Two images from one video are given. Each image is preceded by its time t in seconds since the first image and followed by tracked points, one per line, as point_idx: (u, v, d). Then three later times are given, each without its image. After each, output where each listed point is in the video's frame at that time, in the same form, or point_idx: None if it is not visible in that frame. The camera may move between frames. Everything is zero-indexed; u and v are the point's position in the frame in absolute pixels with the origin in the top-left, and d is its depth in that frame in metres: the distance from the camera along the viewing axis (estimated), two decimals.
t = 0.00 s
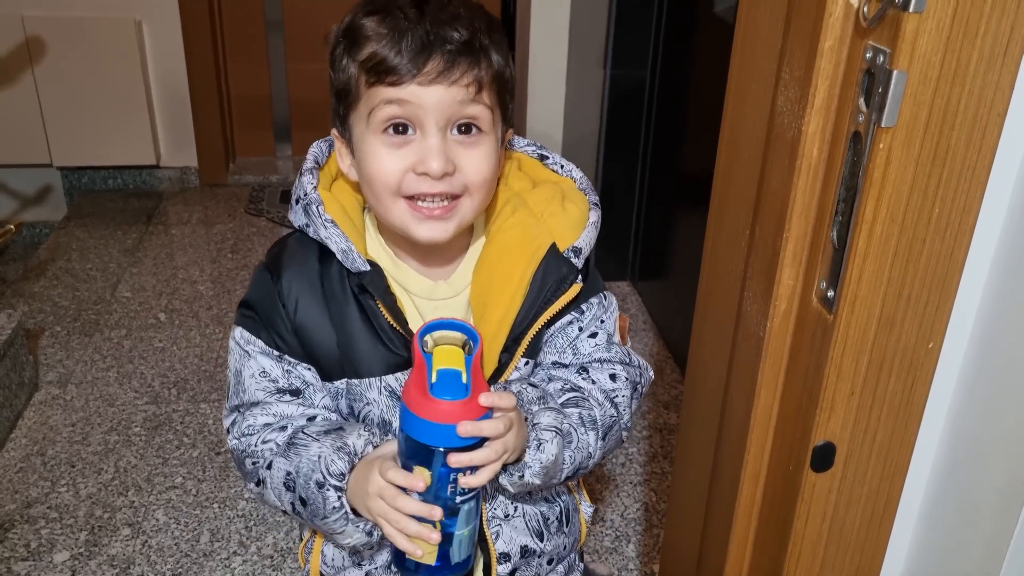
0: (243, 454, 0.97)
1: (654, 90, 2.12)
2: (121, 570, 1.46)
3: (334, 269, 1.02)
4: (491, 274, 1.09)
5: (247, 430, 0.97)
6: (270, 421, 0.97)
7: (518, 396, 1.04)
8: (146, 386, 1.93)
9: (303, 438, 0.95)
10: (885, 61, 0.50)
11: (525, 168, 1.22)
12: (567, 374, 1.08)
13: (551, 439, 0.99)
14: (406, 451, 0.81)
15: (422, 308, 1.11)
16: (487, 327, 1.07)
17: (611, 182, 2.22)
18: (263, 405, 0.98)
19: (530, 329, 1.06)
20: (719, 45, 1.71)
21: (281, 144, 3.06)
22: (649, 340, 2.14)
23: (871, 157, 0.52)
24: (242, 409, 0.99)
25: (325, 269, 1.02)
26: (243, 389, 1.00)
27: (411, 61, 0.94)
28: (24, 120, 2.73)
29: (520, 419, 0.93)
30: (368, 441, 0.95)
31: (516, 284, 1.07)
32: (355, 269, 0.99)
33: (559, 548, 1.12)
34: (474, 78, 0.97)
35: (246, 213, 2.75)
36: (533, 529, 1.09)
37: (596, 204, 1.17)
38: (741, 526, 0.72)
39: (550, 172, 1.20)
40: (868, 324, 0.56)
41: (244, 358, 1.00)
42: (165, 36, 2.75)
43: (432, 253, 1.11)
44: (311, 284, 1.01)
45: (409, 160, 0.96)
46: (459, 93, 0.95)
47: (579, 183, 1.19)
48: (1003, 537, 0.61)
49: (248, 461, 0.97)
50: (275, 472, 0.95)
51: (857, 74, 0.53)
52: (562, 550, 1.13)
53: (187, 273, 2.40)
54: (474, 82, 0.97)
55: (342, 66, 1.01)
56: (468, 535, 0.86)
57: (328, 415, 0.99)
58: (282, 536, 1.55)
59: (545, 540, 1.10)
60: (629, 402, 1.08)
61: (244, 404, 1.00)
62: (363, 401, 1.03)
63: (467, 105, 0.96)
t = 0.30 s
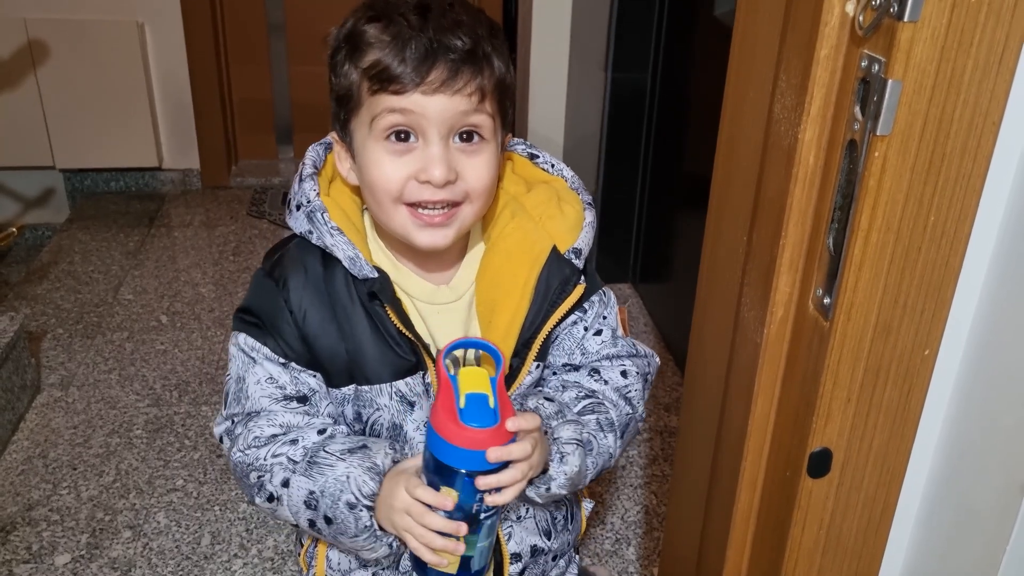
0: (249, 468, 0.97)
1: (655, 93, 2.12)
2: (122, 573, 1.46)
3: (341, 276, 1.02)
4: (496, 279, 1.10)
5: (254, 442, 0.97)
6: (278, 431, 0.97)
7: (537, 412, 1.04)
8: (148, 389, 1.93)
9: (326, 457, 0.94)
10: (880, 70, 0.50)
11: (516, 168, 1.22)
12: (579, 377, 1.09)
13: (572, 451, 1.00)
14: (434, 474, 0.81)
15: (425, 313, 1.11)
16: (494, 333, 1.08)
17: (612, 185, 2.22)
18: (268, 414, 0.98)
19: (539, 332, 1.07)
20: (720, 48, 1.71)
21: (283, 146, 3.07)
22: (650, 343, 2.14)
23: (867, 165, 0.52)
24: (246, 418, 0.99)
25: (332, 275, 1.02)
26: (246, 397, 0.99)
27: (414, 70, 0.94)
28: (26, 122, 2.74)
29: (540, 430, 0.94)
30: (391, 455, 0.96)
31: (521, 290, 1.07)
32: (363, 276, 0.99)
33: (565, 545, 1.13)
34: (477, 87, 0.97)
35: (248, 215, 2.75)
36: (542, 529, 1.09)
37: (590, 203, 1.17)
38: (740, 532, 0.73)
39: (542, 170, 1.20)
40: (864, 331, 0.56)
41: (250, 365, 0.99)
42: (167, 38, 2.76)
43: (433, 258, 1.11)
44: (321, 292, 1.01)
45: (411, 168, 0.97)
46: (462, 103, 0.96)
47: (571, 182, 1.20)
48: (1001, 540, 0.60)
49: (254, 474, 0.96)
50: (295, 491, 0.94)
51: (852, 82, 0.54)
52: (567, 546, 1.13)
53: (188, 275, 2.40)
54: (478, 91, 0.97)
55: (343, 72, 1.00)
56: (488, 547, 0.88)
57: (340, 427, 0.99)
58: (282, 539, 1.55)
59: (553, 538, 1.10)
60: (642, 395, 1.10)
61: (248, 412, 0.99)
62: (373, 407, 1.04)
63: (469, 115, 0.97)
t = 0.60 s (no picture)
0: (256, 473, 0.96)
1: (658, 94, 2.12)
2: (125, 572, 1.46)
3: (349, 278, 1.02)
4: (503, 283, 1.10)
5: (259, 447, 0.96)
6: (284, 435, 0.97)
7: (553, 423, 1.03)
8: (151, 389, 1.94)
9: (341, 469, 0.94)
10: (881, 69, 0.50)
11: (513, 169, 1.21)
12: (586, 382, 1.09)
13: (588, 460, 1.01)
14: (453, 488, 0.83)
15: (430, 314, 1.09)
16: (503, 338, 1.08)
17: (615, 186, 2.22)
18: (275, 418, 0.97)
19: (548, 336, 1.07)
20: (723, 49, 1.71)
21: (286, 147, 3.07)
22: (653, 343, 2.13)
23: (868, 164, 0.52)
24: (251, 420, 0.98)
25: (339, 276, 1.02)
26: (251, 400, 0.98)
27: (432, 73, 0.94)
28: (31, 123, 2.75)
29: (554, 440, 0.96)
30: (405, 467, 0.96)
31: (529, 294, 1.07)
32: (373, 277, 1.00)
33: (568, 540, 1.13)
34: (494, 92, 0.97)
35: (252, 216, 2.76)
36: (547, 528, 1.09)
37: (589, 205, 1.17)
38: (740, 532, 0.73)
39: (538, 172, 1.20)
40: (865, 331, 0.56)
41: (255, 365, 0.99)
42: (171, 40, 2.77)
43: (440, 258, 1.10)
44: (329, 296, 1.01)
45: (424, 171, 0.97)
46: (478, 109, 0.96)
47: (569, 183, 1.19)
48: (1002, 540, 0.60)
49: (259, 480, 0.96)
50: (307, 501, 0.94)
51: (853, 81, 0.53)
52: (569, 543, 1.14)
53: (192, 276, 2.40)
54: (494, 97, 0.97)
55: (358, 71, 0.99)
56: (500, 558, 0.91)
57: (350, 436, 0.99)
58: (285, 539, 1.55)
59: (557, 536, 1.10)
60: (646, 394, 1.11)
61: (253, 413, 0.98)
62: (380, 408, 1.04)
63: (484, 121, 0.97)
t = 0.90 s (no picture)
0: (257, 472, 0.96)
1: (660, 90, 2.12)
2: (125, 568, 1.46)
3: (350, 275, 1.02)
4: (506, 279, 1.10)
5: (261, 445, 0.96)
6: (285, 433, 0.97)
7: (555, 421, 1.03)
8: (152, 385, 1.94)
9: (343, 468, 0.94)
10: (881, 58, 0.50)
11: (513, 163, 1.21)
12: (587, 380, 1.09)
13: (590, 459, 1.01)
14: (454, 487, 0.83)
15: (433, 309, 1.09)
16: (506, 334, 1.07)
17: (617, 182, 2.22)
18: (275, 416, 0.97)
19: (551, 334, 1.07)
20: (724, 44, 1.70)
21: (288, 144, 3.07)
22: (655, 340, 2.13)
23: (868, 153, 0.52)
24: (252, 418, 0.98)
25: (340, 272, 1.02)
26: (252, 398, 0.98)
27: (439, 70, 0.94)
28: (32, 120, 2.75)
29: (555, 439, 0.96)
30: (406, 466, 0.95)
31: (532, 290, 1.07)
32: (375, 273, 1.00)
33: (568, 531, 1.13)
34: (501, 90, 0.97)
35: (253, 213, 2.76)
36: (548, 520, 1.09)
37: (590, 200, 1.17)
38: (740, 525, 0.72)
39: (540, 166, 1.19)
40: (865, 322, 0.56)
41: (256, 363, 0.98)
42: (172, 36, 2.77)
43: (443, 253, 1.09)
44: (329, 293, 1.00)
45: (429, 168, 0.96)
46: (485, 107, 0.95)
47: (570, 178, 1.19)
48: (1001, 536, 0.60)
49: (261, 478, 0.96)
50: (309, 500, 0.94)
51: (854, 70, 0.53)
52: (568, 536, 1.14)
53: (194, 272, 2.40)
54: (502, 95, 0.97)
55: (364, 65, 0.98)
56: (501, 556, 0.91)
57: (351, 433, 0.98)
58: (285, 534, 1.55)
59: (558, 527, 1.10)
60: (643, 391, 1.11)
61: (254, 411, 0.98)
62: (382, 405, 1.04)
63: (491, 119, 0.97)
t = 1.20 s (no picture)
0: (264, 469, 0.96)
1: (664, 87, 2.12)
2: (129, 563, 1.46)
3: (354, 271, 1.02)
4: (511, 274, 1.09)
5: (266, 443, 0.96)
6: (290, 430, 0.97)
7: (561, 414, 1.03)
8: (155, 380, 1.94)
9: (348, 464, 0.94)
10: (885, 52, 0.50)
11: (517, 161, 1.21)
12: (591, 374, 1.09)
13: (596, 452, 1.01)
14: (459, 481, 0.83)
15: (438, 304, 1.09)
16: (511, 328, 1.07)
17: (620, 180, 2.22)
18: (281, 413, 0.97)
19: (556, 328, 1.06)
20: (728, 41, 1.70)
21: (291, 141, 3.07)
22: (657, 337, 2.13)
23: (871, 148, 0.52)
24: (258, 416, 0.98)
25: (344, 268, 1.02)
26: (258, 395, 0.98)
27: (446, 68, 0.93)
28: (35, 116, 2.75)
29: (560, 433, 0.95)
30: (412, 462, 0.95)
31: (537, 285, 1.07)
32: (378, 268, 1.00)
33: (576, 526, 1.13)
34: (507, 87, 0.97)
35: (256, 210, 2.76)
36: (555, 515, 1.09)
37: (593, 196, 1.17)
38: (744, 520, 0.73)
39: (542, 164, 1.20)
40: (868, 316, 0.56)
41: (261, 361, 0.99)
42: (175, 33, 2.77)
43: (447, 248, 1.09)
44: (334, 289, 1.00)
45: (435, 165, 0.96)
46: (491, 104, 0.95)
47: (572, 174, 1.19)
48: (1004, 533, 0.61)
49: (267, 475, 0.96)
50: (314, 496, 0.94)
51: (858, 65, 0.53)
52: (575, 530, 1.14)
53: (196, 269, 2.41)
54: (508, 93, 0.97)
55: (371, 62, 0.98)
56: (506, 551, 0.91)
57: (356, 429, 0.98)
58: (288, 530, 1.56)
59: (565, 522, 1.10)
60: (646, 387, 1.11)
61: (260, 409, 0.98)
62: (388, 400, 1.04)
63: (497, 116, 0.97)
